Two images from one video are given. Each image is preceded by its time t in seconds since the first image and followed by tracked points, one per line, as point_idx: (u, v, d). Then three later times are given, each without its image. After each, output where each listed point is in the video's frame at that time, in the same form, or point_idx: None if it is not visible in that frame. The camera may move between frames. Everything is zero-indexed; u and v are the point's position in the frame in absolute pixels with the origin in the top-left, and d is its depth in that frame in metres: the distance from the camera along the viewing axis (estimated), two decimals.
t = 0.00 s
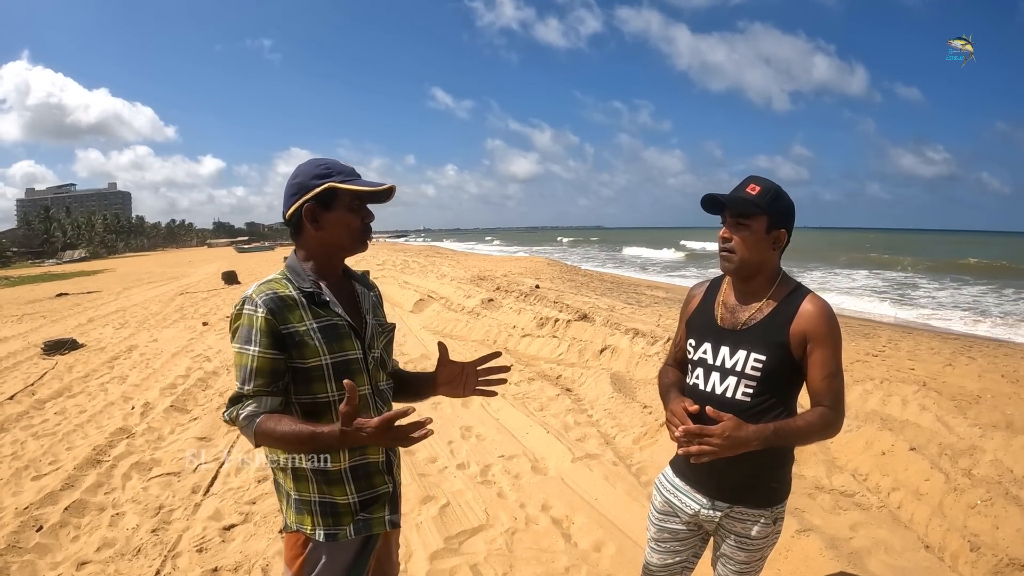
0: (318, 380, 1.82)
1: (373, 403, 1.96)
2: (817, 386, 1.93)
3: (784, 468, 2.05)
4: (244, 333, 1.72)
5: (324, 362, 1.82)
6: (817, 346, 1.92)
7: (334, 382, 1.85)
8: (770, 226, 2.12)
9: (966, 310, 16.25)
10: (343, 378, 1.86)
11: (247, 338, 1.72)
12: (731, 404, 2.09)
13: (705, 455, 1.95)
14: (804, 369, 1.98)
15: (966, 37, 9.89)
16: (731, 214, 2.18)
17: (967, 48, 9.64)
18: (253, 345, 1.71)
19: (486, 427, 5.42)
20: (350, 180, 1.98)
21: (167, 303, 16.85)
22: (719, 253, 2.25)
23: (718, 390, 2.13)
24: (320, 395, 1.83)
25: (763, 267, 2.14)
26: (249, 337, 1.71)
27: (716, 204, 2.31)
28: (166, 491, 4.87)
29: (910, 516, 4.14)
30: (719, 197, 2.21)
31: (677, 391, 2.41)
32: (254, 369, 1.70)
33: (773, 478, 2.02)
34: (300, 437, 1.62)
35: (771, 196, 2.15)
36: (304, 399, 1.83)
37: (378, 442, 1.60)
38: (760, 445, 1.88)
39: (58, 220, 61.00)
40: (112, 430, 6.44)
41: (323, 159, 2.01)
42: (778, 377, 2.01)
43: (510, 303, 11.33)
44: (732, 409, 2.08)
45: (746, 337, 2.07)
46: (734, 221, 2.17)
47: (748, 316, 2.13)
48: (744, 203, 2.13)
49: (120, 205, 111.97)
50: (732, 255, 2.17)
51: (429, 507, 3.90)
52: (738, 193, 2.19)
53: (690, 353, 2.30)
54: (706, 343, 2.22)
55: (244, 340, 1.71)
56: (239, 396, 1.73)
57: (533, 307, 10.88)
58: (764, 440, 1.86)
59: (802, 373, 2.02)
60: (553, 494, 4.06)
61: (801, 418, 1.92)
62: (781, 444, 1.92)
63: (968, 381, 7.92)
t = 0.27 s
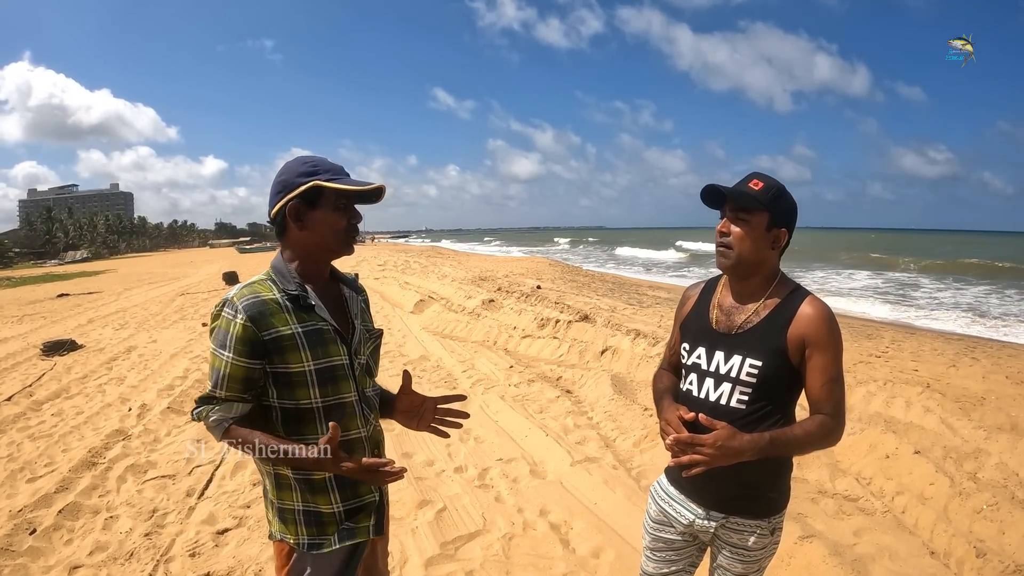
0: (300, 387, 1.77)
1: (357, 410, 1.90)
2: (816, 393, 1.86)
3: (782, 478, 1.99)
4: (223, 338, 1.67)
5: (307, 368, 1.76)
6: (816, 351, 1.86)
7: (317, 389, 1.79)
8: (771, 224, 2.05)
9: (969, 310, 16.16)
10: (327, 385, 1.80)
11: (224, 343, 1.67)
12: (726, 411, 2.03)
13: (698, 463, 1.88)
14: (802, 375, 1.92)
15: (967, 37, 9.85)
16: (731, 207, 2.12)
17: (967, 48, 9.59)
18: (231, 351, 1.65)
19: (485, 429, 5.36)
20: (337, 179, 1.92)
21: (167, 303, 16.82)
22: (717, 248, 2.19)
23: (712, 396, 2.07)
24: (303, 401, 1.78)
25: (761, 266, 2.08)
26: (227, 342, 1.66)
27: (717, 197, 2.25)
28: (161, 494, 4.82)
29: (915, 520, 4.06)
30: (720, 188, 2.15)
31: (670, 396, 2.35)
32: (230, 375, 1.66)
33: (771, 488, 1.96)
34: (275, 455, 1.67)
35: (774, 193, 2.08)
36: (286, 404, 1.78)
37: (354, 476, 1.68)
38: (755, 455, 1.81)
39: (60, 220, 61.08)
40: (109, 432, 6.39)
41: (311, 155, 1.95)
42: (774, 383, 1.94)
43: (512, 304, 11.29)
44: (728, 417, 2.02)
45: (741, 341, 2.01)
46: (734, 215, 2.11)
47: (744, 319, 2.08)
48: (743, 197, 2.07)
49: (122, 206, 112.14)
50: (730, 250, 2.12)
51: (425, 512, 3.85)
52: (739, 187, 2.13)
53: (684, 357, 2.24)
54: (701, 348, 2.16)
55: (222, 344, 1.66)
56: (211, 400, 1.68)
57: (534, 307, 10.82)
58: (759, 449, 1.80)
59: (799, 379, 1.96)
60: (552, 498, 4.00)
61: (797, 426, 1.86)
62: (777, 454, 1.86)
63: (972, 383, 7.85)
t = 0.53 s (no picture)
0: (293, 394, 1.75)
1: (352, 418, 1.88)
2: (825, 405, 1.81)
3: (792, 494, 1.94)
4: (213, 344, 1.66)
5: (299, 375, 1.75)
6: (825, 362, 1.80)
7: (311, 397, 1.77)
8: (777, 228, 1.99)
9: (983, 312, 15.96)
10: (320, 393, 1.79)
11: (216, 350, 1.66)
12: (731, 423, 2.00)
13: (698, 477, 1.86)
14: (812, 385, 1.87)
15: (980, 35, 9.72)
16: (734, 213, 2.06)
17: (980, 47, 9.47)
18: (223, 358, 1.65)
19: (493, 433, 5.34)
20: (323, 180, 1.89)
21: (177, 303, 16.94)
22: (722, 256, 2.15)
23: (717, 407, 2.04)
24: (295, 410, 1.77)
25: (768, 273, 2.03)
26: (218, 348, 1.65)
27: (721, 202, 2.20)
28: (165, 497, 4.84)
29: (928, 529, 3.99)
30: (723, 196, 2.09)
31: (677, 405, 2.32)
32: (223, 383, 1.65)
33: (777, 503, 1.91)
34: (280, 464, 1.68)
35: (779, 194, 2.02)
36: (279, 413, 1.77)
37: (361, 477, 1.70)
38: (756, 469, 1.77)
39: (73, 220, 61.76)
40: (114, 433, 6.43)
41: (297, 157, 1.93)
42: (781, 394, 1.90)
43: (522, 305, 11.26)
44: (732, 429, 1.99)
45: (747, 350, 1.97)
46: (737, 222, 2.05)
47: (750, 327, 2.03)
48: (746, 202, 2.01)
49: (133, 206, 113.23)
50: (735, 259, 2.07)
51: (430, 517, 3.83)
52: (743, 191, 2.07)
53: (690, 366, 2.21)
54: (706, 356, 2.13)
55: (213, 351, 1.66)
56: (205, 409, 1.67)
57: (544, 308, 10.79)
58: (762, 463, 1.77)
59: (809, 390, 1.91)
60: (559, 504, 3.97)
61: (805, 441, 1.81)
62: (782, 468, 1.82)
63: (987, 387, 7.73)
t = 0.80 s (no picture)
0: (289, 399, 1.74)
1: (351, 422, 1.87)
2: (837, 416, 1.77)
3: (803, 507, 1.90)
4: (208, 348, 1.66)
5: (295, 379, 1.74)
6: (838, 371, 1.76)
7: (308, 401, 1.76)
8: (791, 229, 1.95)
9: (1001, 314, 15.70)
10: (317, 397, 1.78)
11: (212, 353, 1.65)
12: (738, 434, 1.97)
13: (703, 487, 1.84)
14: (824, 395, 1.83)
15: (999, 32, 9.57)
16: (746, 214, 2.02)
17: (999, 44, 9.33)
18: (219, 361, 1.64)
19: (504, 435, 5.33)
20: (317, 181, 1.89)
21: (190, 302, 17.09)
22: (734, 257, 2.11)
23: (725, 416, 2.02)
24: (292, 415, 1.75)
25: (782, 276, 1.99)
26: (214, 352, 1.64)
27: (732, 203, 2.16)
28: (173, 497, 4.86)
29: (945, 537, 3.92)
30: (735, 195, 2.06)
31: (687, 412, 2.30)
32: (219, 388, 1.64)
33: (787, 516, 1.88)
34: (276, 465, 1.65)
35: (793, 194, 1.98)
36: (275, 419, 1.75)
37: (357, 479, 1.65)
38: (760, 480, 1.75)
39: (89, 220, 62.54)
40: (125, 432, 6.48)
41: (292, 159, 1.93)
42: (791, 403, 1.87)
43: (535, 306, 11.24)
44: (740, 439, 1.96)
45: (756, 358, 1.94)
46: (750, 223, 2.01)
47: (760, 333, 2.00)
48: (759, 202, 1.97)
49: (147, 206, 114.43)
50: (747, 260, 2.03)
51: (439, 521, 3.82)
52: (756, 190, 2.03)
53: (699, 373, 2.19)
54: (715, 363, 2.11)
55: (208, 355, 1.65)
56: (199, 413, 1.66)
57: (556, 309, 10.76)
58: (767, 475, 1.74)
59: (821, 400, 1.87)
60: (569, 509, 3.94)
61: (813, 454, 1.78)
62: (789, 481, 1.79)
63: (1004, 390, 7.60)
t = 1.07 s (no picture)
0: (276, 400, 1.75)
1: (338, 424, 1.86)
2: (842, 425, 1.74)
3: (805, 518, 1.87)
4: (197, 347, 1.66)
5: (281, 380, 1.75)
6: (841, 379, 1.73)
7: (294, 403, 1.77)
8: (792, 231, 1.91)
9: (1019, 316, 15.43)
10: (304, 398, 1.78)
11: (201, 354, 1.65)
12: (737, 442, 1.94)
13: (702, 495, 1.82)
14: (828, 404, 1.79)
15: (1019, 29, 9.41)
16: (746, 216, 1.99)
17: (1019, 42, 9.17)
18: (209, 361, 1.64)
19: (512, 436, 5.32)
20: (297, 184, 1.89)
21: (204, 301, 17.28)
22: (733, 261, 2.08)
23: (723, 424, 1.99)
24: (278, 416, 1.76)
25: (783, 280, 1.96)
26: (203, 352, 1.64)
27: (731, 204, 2.13)
28: (179, 495, 4.91)
29: (956, 545, 3.85)
30: (733, 197, 2.02)
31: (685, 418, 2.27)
32: (210, 387, 1.64)
33: (786, 526, 1.85)
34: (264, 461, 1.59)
35: (793, 194, 1.94)
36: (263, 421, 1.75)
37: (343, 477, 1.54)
38: (761, 491, 1.72)
39: (106, 219, 63.43)
40: (134, 430, 6.55)
41: (276, 162, 1.94)
42: (792, 412, 1.83)
43: (547, 306, 11.22)
44: (739, 448, 1.93)
45: (756, 364, 1.91)
46: (749, 225, 1.98)
47: (761, 339, 1.97)
48: (758, 204, 1.94)
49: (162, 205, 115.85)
50: (747, 265, 2.00)
51: (442, 522, 3.81)
52: (755, 192, 2.00)
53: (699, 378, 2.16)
54: (714, 369, 2.08)
55: (198, 355, 1.65)
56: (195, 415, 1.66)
57: (569, 309, 10.73)
58: (767, 485, 1.71)
59: (824, 409, 1.83)
60: (573, 512, 3.93)
61: (817, 464, 1.74)
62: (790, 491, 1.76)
63: (1020, 394, 7.46)
